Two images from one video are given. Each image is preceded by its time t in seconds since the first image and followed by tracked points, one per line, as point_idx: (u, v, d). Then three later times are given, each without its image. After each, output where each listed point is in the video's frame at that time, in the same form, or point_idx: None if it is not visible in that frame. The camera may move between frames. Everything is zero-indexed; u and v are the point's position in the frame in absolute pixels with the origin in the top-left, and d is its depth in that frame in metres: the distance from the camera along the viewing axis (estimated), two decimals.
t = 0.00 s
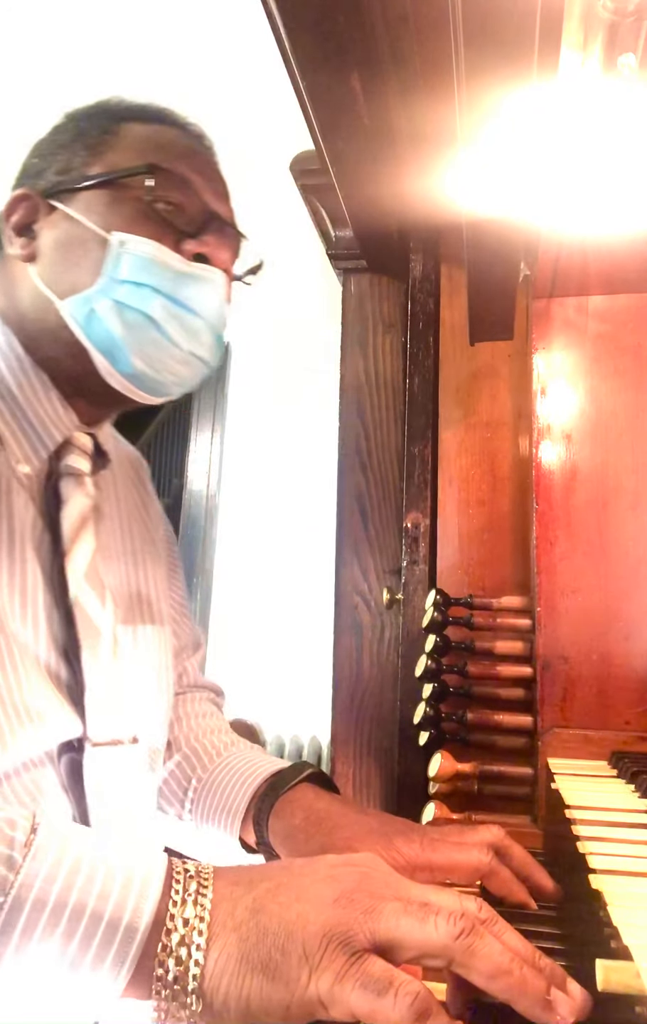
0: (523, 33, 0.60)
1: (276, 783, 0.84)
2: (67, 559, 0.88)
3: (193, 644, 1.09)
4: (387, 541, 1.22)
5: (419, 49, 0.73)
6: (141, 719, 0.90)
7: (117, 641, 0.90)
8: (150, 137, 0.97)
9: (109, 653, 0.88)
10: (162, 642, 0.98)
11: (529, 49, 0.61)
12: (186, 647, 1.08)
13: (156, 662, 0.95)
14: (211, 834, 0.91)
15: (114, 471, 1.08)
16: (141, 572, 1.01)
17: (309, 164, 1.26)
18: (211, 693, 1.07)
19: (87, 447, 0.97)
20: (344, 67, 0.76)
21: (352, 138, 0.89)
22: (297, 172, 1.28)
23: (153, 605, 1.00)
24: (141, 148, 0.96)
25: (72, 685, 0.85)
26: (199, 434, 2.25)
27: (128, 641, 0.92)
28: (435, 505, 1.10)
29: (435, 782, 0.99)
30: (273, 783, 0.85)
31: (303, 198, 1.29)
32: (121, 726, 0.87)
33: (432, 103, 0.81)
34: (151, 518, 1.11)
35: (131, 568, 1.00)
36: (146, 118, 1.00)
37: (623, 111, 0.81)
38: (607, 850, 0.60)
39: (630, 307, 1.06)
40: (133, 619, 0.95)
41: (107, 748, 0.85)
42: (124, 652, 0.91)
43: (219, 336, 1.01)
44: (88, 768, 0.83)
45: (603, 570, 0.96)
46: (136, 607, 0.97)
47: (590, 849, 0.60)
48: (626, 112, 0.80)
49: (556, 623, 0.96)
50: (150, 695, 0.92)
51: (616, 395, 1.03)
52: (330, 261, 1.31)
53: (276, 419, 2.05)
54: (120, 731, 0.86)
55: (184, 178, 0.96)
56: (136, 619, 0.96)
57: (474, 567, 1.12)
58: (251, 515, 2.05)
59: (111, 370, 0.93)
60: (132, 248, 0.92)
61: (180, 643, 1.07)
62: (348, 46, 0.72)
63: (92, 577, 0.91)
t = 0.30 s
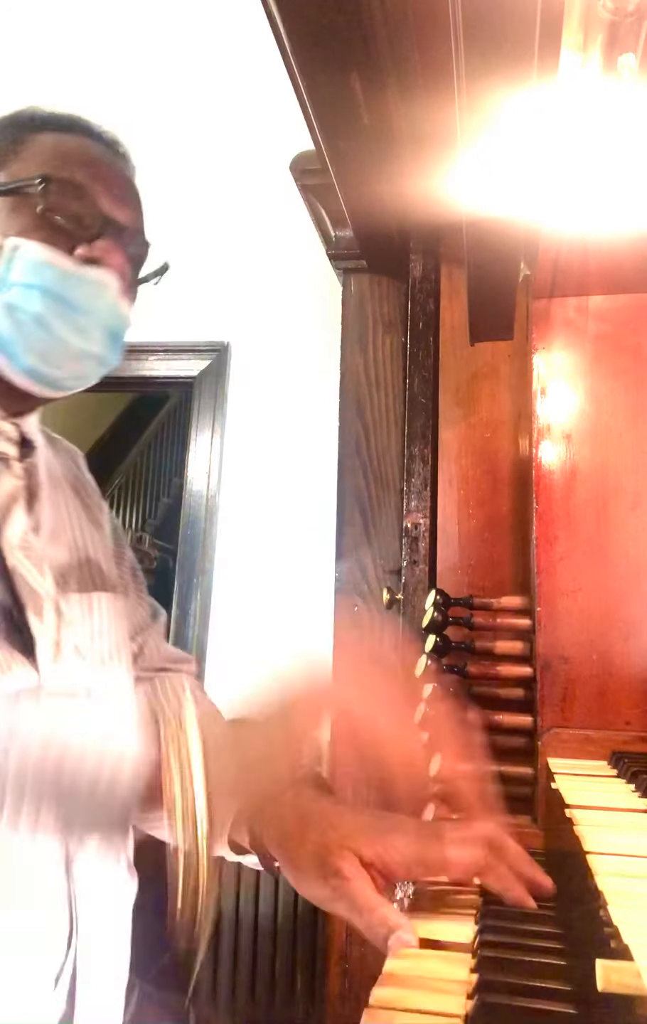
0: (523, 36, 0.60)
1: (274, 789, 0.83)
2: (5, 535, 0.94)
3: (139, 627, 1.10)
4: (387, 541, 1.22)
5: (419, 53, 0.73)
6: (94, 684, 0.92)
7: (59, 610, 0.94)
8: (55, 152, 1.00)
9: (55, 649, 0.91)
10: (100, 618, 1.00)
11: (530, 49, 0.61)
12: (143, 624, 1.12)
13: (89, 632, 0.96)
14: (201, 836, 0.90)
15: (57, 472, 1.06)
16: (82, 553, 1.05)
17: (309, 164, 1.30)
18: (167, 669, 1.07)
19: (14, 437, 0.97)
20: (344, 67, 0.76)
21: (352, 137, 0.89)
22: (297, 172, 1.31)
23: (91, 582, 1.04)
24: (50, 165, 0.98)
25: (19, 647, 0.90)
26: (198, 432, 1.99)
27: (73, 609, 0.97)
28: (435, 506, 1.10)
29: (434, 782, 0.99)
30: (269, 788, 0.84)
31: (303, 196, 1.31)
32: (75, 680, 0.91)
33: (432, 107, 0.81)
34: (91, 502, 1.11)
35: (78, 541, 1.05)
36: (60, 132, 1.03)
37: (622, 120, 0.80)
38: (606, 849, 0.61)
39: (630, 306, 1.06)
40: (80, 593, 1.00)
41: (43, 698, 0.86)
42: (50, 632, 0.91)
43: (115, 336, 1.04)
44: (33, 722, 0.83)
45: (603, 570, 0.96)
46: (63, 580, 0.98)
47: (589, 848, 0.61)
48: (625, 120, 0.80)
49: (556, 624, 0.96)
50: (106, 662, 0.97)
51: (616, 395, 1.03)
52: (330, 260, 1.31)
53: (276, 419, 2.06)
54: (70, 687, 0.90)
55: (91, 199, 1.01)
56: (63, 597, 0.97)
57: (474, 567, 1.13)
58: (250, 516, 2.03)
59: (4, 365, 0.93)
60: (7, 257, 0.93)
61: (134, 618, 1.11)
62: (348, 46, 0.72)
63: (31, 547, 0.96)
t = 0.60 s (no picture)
0: (522, 37, 0.60)
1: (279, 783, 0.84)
2: None
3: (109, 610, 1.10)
4: (387, 542, 1.22)
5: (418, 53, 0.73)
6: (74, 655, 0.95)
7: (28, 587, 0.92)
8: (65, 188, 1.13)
9: (46, 628, 0.91)
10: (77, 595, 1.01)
11: (530, 48, 0.61)
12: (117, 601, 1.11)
13: (70, 607, 0.99)
14: (200, 823, 0.93)
15: (101, 389, 0.53)
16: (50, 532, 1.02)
17: (308, 164, 1.29)
18: (152, 640, 1.10)
19: None
20: (344, 67, 0.76)
21: (351, 136, 0.89)
22: (297, 172, 1.31)
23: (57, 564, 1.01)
24: (49, 202, 0.90)
25: None
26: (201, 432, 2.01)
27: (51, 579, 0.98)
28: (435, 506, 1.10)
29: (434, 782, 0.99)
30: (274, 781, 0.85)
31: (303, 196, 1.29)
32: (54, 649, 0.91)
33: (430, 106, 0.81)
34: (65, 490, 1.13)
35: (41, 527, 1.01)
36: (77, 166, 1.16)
37: (625, 120, 0.80)
38: (608, 849, 0.60)
39: (630, 306, 1.06)
40: (55, 572, 0.99)
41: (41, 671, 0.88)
42: (22, 602, 0.90)
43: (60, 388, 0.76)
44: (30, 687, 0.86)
45: (603, 571, 0.96)
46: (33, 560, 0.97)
47: (588, 848, 0.61)
48: (626, 120, 0.80)
49: (556, 623, 0.96)
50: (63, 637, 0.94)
51: (616, 395, 1.03)
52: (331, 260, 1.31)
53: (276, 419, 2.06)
54: (51, 653, 0.90)
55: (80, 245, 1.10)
56: (36, 576, 0.96)
57: (474, 567, 1.13)
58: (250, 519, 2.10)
59: None
60: None
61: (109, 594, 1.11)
62: (347, 46, 0.72)
63: None
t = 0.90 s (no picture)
0: (521, 36, 0.60)
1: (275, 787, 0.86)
2: None
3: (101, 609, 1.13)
4: (387, 542, 1.22)
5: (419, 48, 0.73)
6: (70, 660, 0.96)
7: (27, 597, 0.95)
8: (60, 180, 1.14)
9: (44, 637, 0.94)
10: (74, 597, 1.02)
11: (529, 50, 0.61)
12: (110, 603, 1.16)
13: (64, 612, 1.00)
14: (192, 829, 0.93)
15: None
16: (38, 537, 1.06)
17: (309, 165, 1.29)
18: (143, 644, 1.12)
19: None
20: (343, 68, 0.76)
21: (351, 137, 0.89)
22: (298, 173, 1.30)
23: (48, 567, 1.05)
24: (48, 202, 1.12)
25: None
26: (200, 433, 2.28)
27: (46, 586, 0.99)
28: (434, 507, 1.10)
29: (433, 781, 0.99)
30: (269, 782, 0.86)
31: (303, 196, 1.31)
32: (54, 657, 0.94)
33: (430, 102, 0.80)
34: (55, 494, 1.17)
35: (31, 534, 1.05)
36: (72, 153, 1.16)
37: (624, 116, 0.78)
38: (608, 849, 0.60)
39: (630, 306, 1.06)
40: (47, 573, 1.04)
41: (39, 681, 0.91)
42: (20, 612, 0.93)
43: None
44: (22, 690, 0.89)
45: (603, 571, 0.96)
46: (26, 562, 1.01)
47: (592, 848, 0.61)
48: (627, 116, 0.78)
49: (555, 623, 0.96)
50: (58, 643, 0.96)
51: (616, 395, 1.03)
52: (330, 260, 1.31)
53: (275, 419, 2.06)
54: (48, 665, 0.93)
55: (79, 242, 1.12)
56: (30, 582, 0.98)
57: (474, 567, 1.13)
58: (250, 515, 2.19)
59: None
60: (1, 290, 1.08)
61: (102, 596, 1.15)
62: (346, 46, 0.72)
63: None
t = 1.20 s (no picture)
0: (521, 37, 0.60)
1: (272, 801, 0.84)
2: None
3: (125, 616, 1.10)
4: (387, 541, 1.22)
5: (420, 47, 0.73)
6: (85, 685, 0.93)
7: (48, 620, 0.90)
8: (83, 169, 1.10)
9: (66, 664, 0.90)
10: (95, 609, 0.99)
11: (529, 49, 0.61)
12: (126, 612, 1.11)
13: (81, 629, 0.96)
14: (187, 844, 0.90)
15: None
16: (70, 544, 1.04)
17: (309, 164, 1.30)
18: (159, 654, 1.09)
19: None
20: (344, 69, 0.76)
21: (351, 137, 0.89)
22: (297, 172, 1.31)
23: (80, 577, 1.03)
24: (77, 192, 1.08)
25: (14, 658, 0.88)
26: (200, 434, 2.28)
27: (63, 607, 0.96)
28: (435, 506, 1.10)
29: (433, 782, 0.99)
30: (266, 801, 0.84)
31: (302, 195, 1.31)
32: (73, 686, 0.90)
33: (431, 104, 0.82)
34: (72, 492, 1.13)
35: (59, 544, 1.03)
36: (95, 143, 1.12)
37: (624, 119, 0.80)
38: (607, 850, 0.60)
39: (630, 306, 1.06)
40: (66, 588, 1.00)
41: (58, 713, 0.87)
42: (43, 639, 0.88)
43: None
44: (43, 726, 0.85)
45: (603, 571, 0.96)
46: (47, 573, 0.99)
47: (592, 848, 0.61)
48: (627, 119, 0.80)
49: (556, 623, 0.96)
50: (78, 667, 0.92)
51: (616, 395, 1.03)
52: (330, 260, 1.30)
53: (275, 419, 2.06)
54: (69, 696, 0.89)
55: (110, 230, 1.08)
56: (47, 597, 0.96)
57: (475, 567, 1.13)
58: (251, 515, 2.20)
59: None
60: (32, 289, 1.03)
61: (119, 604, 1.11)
62: (347, 47, 0.72)
63: (11, 561, 0.89)
